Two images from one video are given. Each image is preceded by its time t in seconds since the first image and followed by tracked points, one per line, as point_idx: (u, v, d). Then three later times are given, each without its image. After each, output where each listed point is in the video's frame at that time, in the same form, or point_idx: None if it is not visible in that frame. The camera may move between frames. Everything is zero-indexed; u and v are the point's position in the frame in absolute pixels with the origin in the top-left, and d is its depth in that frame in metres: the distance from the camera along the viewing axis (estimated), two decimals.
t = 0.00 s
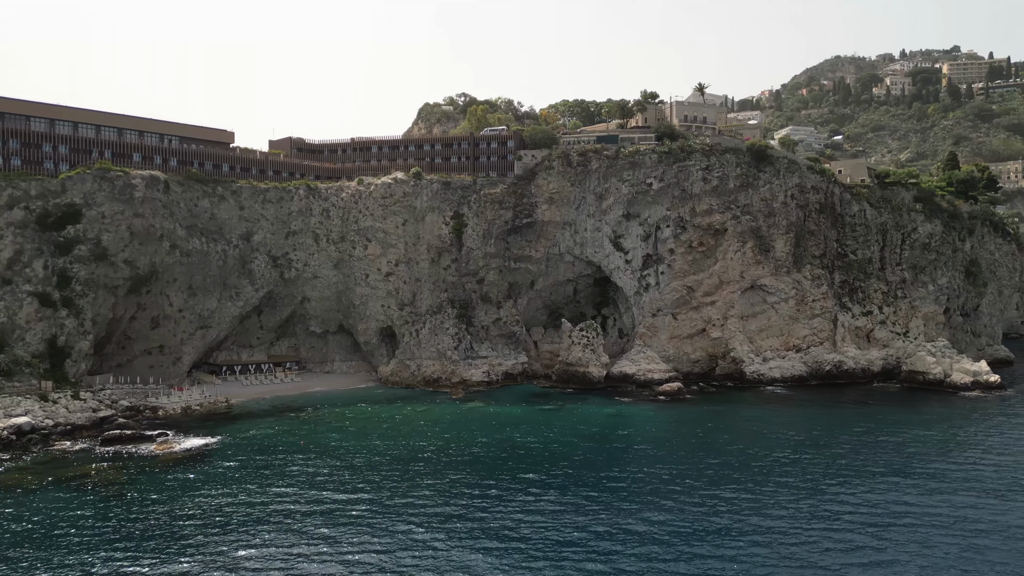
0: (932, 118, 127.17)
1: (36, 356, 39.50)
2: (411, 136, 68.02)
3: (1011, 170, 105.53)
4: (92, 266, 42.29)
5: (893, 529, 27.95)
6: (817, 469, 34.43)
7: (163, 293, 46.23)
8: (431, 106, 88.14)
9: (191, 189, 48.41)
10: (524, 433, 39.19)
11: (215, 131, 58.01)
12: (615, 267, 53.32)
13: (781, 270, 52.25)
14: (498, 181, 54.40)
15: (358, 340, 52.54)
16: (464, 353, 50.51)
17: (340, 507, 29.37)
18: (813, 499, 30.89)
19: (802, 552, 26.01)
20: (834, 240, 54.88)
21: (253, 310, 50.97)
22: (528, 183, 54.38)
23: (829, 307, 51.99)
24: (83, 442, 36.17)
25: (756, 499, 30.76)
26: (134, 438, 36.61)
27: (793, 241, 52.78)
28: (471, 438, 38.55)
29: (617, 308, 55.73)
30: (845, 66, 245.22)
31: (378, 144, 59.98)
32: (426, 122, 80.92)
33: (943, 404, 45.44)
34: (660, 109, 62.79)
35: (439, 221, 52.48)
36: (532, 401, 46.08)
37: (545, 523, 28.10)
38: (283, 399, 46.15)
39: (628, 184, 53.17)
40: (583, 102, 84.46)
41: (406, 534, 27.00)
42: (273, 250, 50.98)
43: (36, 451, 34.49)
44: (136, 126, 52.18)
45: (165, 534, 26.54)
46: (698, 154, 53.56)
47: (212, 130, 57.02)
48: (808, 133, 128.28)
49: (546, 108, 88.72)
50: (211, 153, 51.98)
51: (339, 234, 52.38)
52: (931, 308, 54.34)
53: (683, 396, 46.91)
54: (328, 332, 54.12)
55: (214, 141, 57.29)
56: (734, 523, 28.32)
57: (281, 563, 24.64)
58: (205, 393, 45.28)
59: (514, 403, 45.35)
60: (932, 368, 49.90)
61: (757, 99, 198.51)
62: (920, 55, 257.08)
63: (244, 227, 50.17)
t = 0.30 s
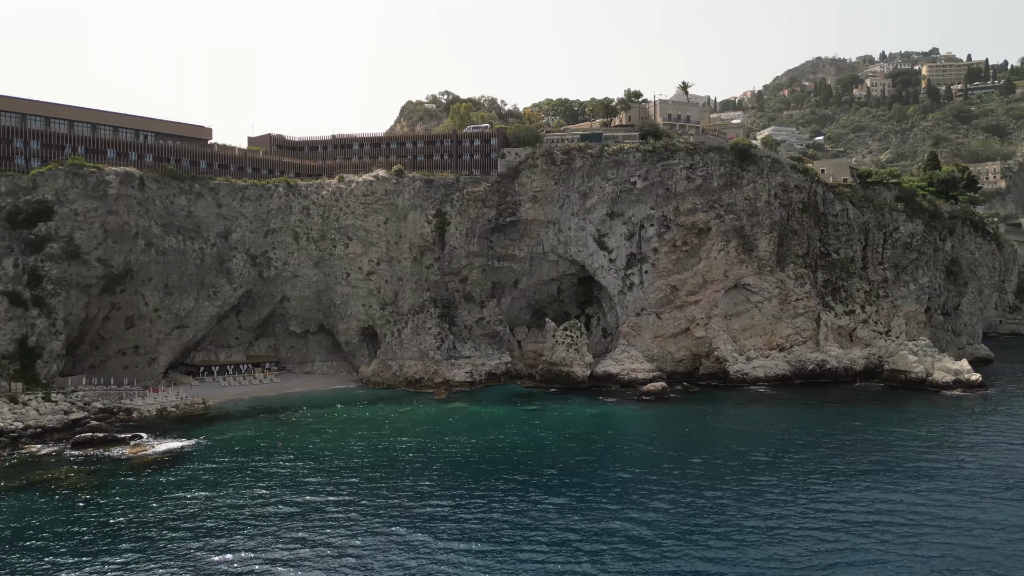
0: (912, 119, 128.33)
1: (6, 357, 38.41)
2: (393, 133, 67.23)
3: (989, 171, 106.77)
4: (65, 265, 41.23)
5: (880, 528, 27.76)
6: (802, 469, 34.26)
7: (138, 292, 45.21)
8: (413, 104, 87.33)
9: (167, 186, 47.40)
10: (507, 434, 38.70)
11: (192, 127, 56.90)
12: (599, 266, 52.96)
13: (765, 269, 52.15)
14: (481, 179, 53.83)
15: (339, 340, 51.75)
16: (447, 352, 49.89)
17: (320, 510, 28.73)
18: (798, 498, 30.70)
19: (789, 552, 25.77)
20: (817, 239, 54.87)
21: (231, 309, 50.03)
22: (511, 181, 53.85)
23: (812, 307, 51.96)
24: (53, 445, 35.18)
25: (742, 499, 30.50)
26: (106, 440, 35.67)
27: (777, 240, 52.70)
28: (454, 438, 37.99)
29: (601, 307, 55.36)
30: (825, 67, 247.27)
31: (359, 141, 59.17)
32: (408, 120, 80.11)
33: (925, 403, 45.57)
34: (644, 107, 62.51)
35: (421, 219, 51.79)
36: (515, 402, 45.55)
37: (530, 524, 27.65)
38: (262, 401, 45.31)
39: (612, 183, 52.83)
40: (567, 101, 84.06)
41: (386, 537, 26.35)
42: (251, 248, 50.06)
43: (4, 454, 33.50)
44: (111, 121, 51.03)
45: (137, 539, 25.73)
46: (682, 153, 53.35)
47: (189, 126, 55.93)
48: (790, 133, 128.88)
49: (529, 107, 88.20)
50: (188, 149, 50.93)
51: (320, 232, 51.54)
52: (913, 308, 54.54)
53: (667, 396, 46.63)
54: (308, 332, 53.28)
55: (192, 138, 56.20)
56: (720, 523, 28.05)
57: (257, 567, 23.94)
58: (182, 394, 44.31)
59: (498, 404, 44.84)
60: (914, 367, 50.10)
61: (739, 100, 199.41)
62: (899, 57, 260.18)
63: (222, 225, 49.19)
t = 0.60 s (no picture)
0: (892, 120, 129.40)
1: None
2: (375, 131, 66.42)
3: (967, 172, 107.97)
4: (36, 263, 40.19)
5: (866, 528, 27.54)
6: (787, 468, 34.05)
7: (113, 291, 44.20)
8: (396, 102, 86.58)
9: (142, 183, 46.33)
10: (490, 435, 38.18)
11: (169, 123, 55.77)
12: (583, 265, 52.60)
13: (749, 269, 52.05)
14: (464, 177, 53.22)
15: (320, 340, 50.94)
16: (430, 352, 49.27)
17: (298, 513, 28.09)
18: (784, 498, 30.47)
19: (775, 552, 25.52)
20: (800, 239, 54.84)
21: (209, 309, 49.11)
22: (495, 179, 53.31)
23: (795, 306, 51.94)
24: (22, 449, 34.17)
25: (727, 499, 30.24)
26: (77, 444, 34.71)
27: (760, 239, 52.62)
28: (436, 440, 37.39)
29: (585, 306, 54.97)
30: (807, 68, 249.15)
31: (340, 138, 58.32)
32: (390, 118, 79.27)
33: (907, 402, 45.66)
34: (628, 106, 62.19)
35: (403, 218, 51.08)
36: (499, 402, 45.02)
37: (513, 526, 27.17)
38: (240, 402, 44.46)
39: (596, 182, 52.48)
40: (550, 100, 83.63)
41: (366, 541, 25.72)
42: (230, 247, 49.14)
43: None
44: (84, 116, 49.83)
45: (108, 545, 24.91)
46: (666, 152, 53.12)
47: (166, 121, 54.81)
48: (772, 134, 129.42)
49: (513, 106, 87.65)
50: (165, 146, 49.91)
51: (300, 230, 50.70)
52: (895, 307, 54.72)
53: (651, 396, 46.34)
54: (288, 332, 52.40)
55: (170, 134, 55.08)
56: (706, 523, 27.75)
57: (232, 573, 23.22)
58: (157, 396, 43.33)
59: (481, 404, 44.32)
60: (897, 366, 50.26)
61: (722, 100, 200.40)
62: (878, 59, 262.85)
63: (199, 223, 48.24)
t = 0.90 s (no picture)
0: (873, 121, 130.37)
1: None
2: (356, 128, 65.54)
3: (947, 172, 109.06)
4: (6, 262, 39.34)
5: (852, 528, 27.33)
6: (772, 468, 33.86)
7: (86, 291, 43.18)
8: (378, 100, 85.66)
9: (116, 180, 45.25)
10: (473, 436, 37.66)
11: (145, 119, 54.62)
12: (567, 264, 52.20)
13: (732, 268, 51.93)
14: (447, 175, 52.57)
15: (300, 340, 50.10)
16: (412, 353, 48.60)
17: (276, 517, 27.42)
18: (769, 498, 30.27)
19: (761, 552, 25.27)
20: (784, 238, 54.80)
21: (186, 309, 48.12)
22: (478, 178, 52.71)
23: (779, 305, 51.89)
24: None
25: (712, 499, 29.97)
26: (47, 447, 33.73)
27: (744, 239, 52.52)
28: (418, 441, 36.75)
29: (569, 306, 54.55)
30: (788, 70, 250.94)
31: (321, 135, 57.44)
32: (373, 116, 78.39)
33: (890, 401, 45.71)
34: (612, 104, 61.84)
35: (385, 216, 50.35)
36: (482, 403, 44.47)
37: (496, 529, 26.65)
38: (218, 404, 43.59)
39: (580, 181, 52.09)
40: (534, 99, 83.14)
41: (345, 546, 25.07)
42: (207, 245, 48.19)
43: None
44: (57, 111, 48.60)
45: (77, 551, 24.08)
46: (650, 151, 52.86)
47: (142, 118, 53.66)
48: (754, 134, 129.88)
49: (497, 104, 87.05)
50: (140, 142, 48.86)
51: (279, 229, 49.80)
52: (877, 306, 54.87)
53: (636, 396, 46.02)
54: (267, 332, 51.48)
55: (146, 131, 53.93)
56: (691, 524, 27.45)
57: None
58: (132, 398, 42.39)
59: (464, 405, 43.80)
60: (879, 365, 50.38)
61: (704, 101, 201.15)
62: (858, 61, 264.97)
63: (176, 221, 47.28)
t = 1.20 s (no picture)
0: (853, 122, 131.34)
1: None
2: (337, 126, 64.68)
3: (926, 173, 110.16)
4: None
5: (839, 529, 27.10)
6: (757, 468, 33.64)
7: (58, 290, 42.08)
8: (359, 98, 84.72)
9: (90, 176, 44.17)
10: (456, 437, 37.12)
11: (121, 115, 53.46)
12: (551, 264, 51.78)
13: (716, 267, 51.79)
14: (429, 173, 51.88)
15: (279, 341, 49.24)
16: (394, 353, 47.91)
17: (254, 521, 26.72)
18: (756, 498, 30.02)
19: (749, 552, 24.98)
20: (767, 238, 54.74)
21: (162, 309, 47.11)
22: (460, 176, 52.10)
23: (762, 305, 51.84)
24: None
25: (698, 499, 29.66)
26: (16, 451, 32.74)
27: (728, 238, 52.40)
28: (400, 443, 36.08)
29: (553, 305, 54.10)
30: (770, 71, 252.71)
31: (301, 133, 56.54)
32: (354, 114, 77.49)
33: (874, 401, 45.74)
34: (596, 103, 61.47)
35: (366, 214, 49.59)
36: (465, 404, 43.90)
37: (480, 532, 26.09)
38: (194, 406, 42.68)
39: (563, 179, 51.69)
40: (517, 98, 82.62)
41: (324, 551, 24.38)
42: (184, 244, 47.21)
43: None
44: (28, 106, 47.34)
45: (43, 559, 23.20)
46: (634, 149, 52.54)
47: (117, 113, 52.50)
48: (736, 134, 130.26)
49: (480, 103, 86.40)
50: (114, 138, 47.77)
51: (258, 227, 48.89)
52: (859, 306, 55.02)
53: (620, 396, 45.69)
54: (246, 332, 50.56)
55: (120, 127, 52.75)
56: (678, 526, 27.08)
57: None
58: (106, 400, 41.37)
59: (446, 406, 43.23)
60: (862, 364, 50.48)
61: (687, 101, 201.75)
62: (837, 63, 268.01)
63: (152, 219, 46.30)
